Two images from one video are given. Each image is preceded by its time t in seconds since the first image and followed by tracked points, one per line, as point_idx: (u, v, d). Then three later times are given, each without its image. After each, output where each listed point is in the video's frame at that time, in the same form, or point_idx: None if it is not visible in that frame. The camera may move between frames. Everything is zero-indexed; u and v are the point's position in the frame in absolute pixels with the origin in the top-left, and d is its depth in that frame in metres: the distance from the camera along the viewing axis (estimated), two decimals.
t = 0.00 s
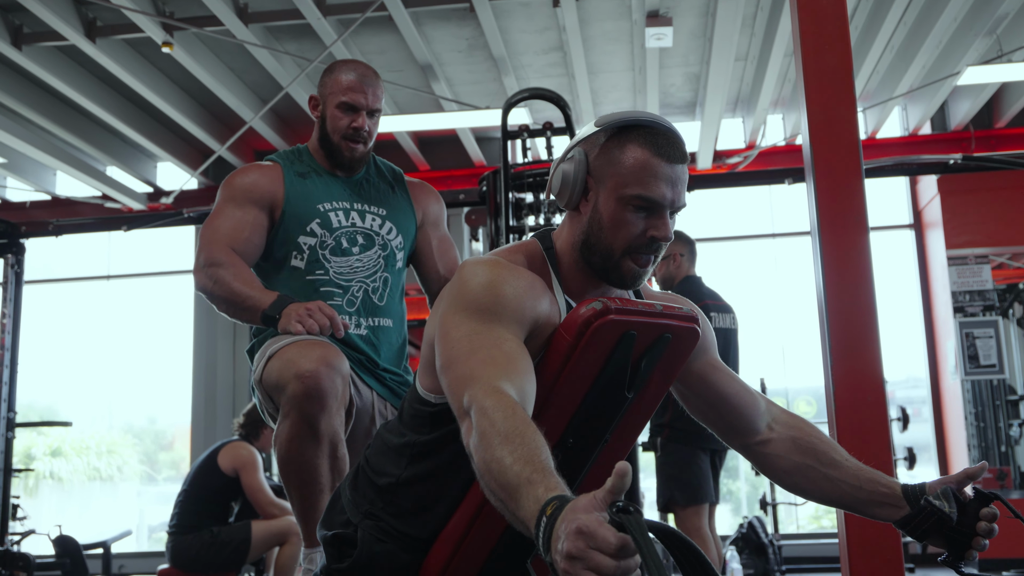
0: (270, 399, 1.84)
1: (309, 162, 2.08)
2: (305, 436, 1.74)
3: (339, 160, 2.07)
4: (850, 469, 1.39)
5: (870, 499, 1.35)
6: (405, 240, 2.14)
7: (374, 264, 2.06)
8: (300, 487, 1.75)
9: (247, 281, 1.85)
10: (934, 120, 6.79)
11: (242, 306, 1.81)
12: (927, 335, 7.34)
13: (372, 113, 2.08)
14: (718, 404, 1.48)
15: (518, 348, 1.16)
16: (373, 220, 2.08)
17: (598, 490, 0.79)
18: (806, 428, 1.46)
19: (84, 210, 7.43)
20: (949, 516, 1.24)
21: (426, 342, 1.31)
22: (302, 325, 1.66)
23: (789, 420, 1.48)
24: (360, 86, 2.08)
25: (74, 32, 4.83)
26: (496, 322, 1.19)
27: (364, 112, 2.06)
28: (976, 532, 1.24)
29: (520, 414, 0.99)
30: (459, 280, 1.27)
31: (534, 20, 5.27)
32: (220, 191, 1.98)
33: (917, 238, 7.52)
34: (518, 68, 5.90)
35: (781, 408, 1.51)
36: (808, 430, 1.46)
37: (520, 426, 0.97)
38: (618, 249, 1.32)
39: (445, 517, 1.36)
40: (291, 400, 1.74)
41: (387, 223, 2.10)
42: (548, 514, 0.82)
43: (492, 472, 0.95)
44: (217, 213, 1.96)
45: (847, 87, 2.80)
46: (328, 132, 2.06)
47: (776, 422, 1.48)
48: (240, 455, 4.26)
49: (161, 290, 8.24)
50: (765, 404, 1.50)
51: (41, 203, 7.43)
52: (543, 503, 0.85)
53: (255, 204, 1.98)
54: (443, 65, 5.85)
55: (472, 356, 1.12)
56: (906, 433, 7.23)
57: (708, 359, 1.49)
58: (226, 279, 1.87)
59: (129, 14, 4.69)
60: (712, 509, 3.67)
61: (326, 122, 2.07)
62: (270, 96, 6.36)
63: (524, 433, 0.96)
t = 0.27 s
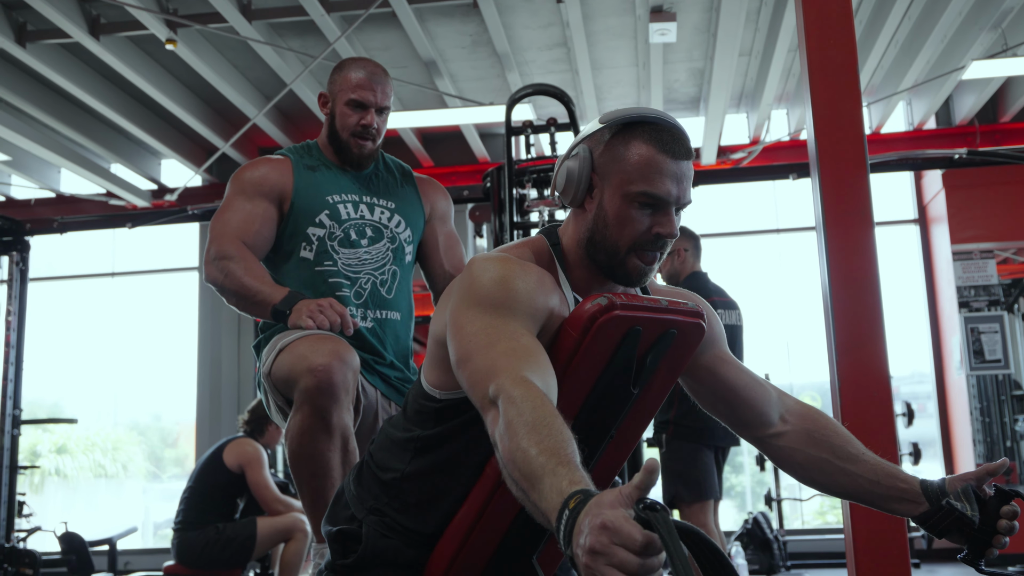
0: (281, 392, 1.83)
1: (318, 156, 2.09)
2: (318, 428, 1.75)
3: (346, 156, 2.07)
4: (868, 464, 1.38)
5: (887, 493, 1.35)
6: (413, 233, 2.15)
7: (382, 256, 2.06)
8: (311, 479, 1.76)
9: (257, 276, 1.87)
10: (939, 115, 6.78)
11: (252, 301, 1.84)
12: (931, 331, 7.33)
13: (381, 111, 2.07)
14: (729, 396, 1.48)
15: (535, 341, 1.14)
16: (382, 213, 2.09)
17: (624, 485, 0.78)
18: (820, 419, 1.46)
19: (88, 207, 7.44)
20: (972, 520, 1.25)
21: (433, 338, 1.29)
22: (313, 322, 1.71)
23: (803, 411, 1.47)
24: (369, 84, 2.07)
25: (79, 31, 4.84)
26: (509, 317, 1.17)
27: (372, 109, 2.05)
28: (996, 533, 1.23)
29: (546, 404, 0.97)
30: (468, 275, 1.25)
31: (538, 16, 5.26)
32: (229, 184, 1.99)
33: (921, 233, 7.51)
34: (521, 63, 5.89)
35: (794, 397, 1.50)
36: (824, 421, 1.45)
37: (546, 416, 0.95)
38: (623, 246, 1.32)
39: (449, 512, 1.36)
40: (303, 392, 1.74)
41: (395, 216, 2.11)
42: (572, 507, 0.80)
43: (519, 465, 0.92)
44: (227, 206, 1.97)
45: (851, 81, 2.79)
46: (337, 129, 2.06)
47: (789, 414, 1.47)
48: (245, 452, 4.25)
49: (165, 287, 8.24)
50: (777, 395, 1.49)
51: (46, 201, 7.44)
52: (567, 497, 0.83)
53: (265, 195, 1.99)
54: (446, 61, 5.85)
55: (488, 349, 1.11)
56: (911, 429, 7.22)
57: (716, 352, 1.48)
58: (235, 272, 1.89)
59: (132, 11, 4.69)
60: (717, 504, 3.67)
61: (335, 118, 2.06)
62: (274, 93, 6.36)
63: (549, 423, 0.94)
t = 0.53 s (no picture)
0: (286, 389, 1.83)
1: (325, 152, 2.09)
2: (321, 424, 1.75)
3: (353, 153, 2.08)
4: (883, 458, 1.37)
5: (902, 488, 1.34)
6: (420, 229, 2.15)
7: (390, 251, 2.06)
8: (316, 476, 1.75)
9: (265, 273, 1.87)
10: (943, 111, 6.76)
11: (259, 298, 1.84)
12: (935, 327, 7.33)
13: (386, 107, 2.09)
14: (738, 390, 1.48)
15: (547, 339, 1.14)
16: (389, 208, 2.09)
17: (641, 482, 0.77)
18: (832, 411, 1.45)
19: (92, 206, 7.45)
20: (988, 522, 1.26)
21: (439, 337, 1.29)
22: (317, 319, 1.70)
23: (813, 402, 1.46)
24: (374, 79, 2.09)
25: (83, 29, 4.84)
26: (517, 314, 1.17)
27: (378, 106, 2.07)
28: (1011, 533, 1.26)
29: (561, 400, 0.97)
30: (475, 274, 1.25)
31: (541, 13, 5.26)
32: (235, 179, 1.99)
33: (925, 230, 7.50)
34: (525, 61, 5.89)
35: (806, 388, 1.49)
36: (835, 412, 1.45)
37: (564, 412, 0.95)
38: (628, 244, 1.32)
39: (454, 510, 1.36)
40: (307, 388, 1.74)
41: (402, 212, 2.11)
42: (588, 504, 0.80)
43: (537, 461, 0.91)
44: (233, 201, 1.97)
45: (857, 77, 2.79)
46: (343, 125, 2.06)
47: (799, 406, 1.46)
48: (249, 449, 4.26)
49: (168, 286, 8.24)
50: (788, 386, 1.48)
51: (50, 199, 7.45)
52: (585, 492, 0.83)
53: (272, 191, 1.99)
54: (450, 58, 5.85)
55: (500, 346, 1.10)
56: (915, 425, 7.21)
57: (722, 347, 1.48)
58: (243, 269, 1.89)
59: (136, 9, 4.69)
60: (721, 500, 3.68)
61: (341, 115, 2.07)
62: (277, 91, 6.37)
63: (564, 418, 0.94)
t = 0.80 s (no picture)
0: (294, 388, 1.83)
1: (328, 150, 2.09)
2: (330, 424, 1.75)
3: (357, 150, 2.08)
4: (891, 454, 1.37)
5: (911, 484, 1.35)
6: (423, 230, 2.15)
7: (391, 253, 2.06)
8: (323, 475, 1.76)
9: (271, 273, 1.87)
10: (946, 109, 6.75)
11: (265, 298, 1.84)
12: (938, 325, 7.32)
13: (389, 103, 2.08)
14: (745, 383, 1.48)
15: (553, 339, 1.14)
16: (393, 209, 2.09)
17: (652, 483, 0.77)
18: (839, 405, 1.44)
19: (94, 205, 7.45)
20: (996, 528, 1.26)
21: (443, 337, 1.28)
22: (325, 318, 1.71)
23: (820, 396, 1.45)
24: (378, 76, 2.08)
25: (86, 28, 4.84)
26: (522, 314, 1.17)
27: (381, 102, 2.06)
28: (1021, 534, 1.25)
29: (568, 400, 0.97)
30: (479, 274, 1.24)
31: (544, 11, 5.26)
32: (241, 175, 2.00)
33: (929, 227, 7.48)
34: (527, 59, 5.88)
35: (813, 382, 1.49)
36: (844, 406, 1.44)
37: (572, 411, 0.95)
38: (631, 242, 1.32)
39: (459, 509, 1.36)
40: (316, 387, 1.74)
41: (406, 213, 2.11)
42: (598, 505, 0.80)
43: (548, 462, 0.91)
44: (238, 198, 1.97)
45: (860, 74, 2.79)
46: (347, 122, 2.06)
47: (807, 400, 1.46)
48: (252, 449, 4.28)
49: (170, 285, 8.25)
50: (795, 380, 1.48)
51: (53, 198, 7.45)
52: (594, 493, 0.83)
53: (277, 188, 1.99)
54: (453, 56, 5.84)
55: (506, 346, 1.10)
56: (918, 423, 7.21)
57: (727, 341, 1.49)
58: (252, 268, 1.90)
59: (139, 8, 4.70)
60: (724, 499, 3.67)
61: (345, 112, 2.07)
62: (280, 89, 6.36)
63: (572, 419, 0.94)
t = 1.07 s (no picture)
0: (302, 386, 1.82)
1: (330, 146, 2.09)
2: (339, 422, 1.75)
3: (359, 147, 2.07)
4: (897, 450, 1.37)
5: (918, 479, 1.35)
6: (422, 226, 2.13)
7: (392, 250, 2.06)
8: (330, 473, 1.76)
9: (280, 269, 1.89)
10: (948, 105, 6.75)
11: (276, 295, 1.87)
12: (941, 322, 7.32)
13: (392, 99, 2.07)
14: (749, 379, 1.48)
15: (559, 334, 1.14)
16: (391, 207, 2.08)
17: (662, 478, 0.77)
18: (845, 400, 1.44)
19: (97, 202, 7.46)
20: (1002, 529, 1.23)
21: (447, 332, 1.28)
22: (335, 316, 1.74)
23: (825, 392, 1.45)
24: (380, 71, 2.07)
25: (88, 25, 4.85)
26: (527, 309, 1.17)
27: (384, 97, 2.05)
28: None
29: (576, 395, 0.97)
30: (484, 269, 1.24)
31: (546, 7, 5.26)
32: (244, 171, 2.00)
33: (932, 224, 7.48)
34: (529, 55, 5.88)
35: (820, 376, 1.48)
36: (851, 402, 1.44)
37: (580, 406, 0.95)
38: (635, 238, 1.32)
39: (461, 505, 1.36)
40: (326, 385, 1.73)
41: (405, 210, 2.09)
42: (608, 499, 0.79)
43: (557, 456, 0.91)
44: (240, 195, 1.98)
45: (862, 69, 2.79)
46: (350, 117, 2.05)
47: (813, 395, 1.46)
48: (255, 445, 4.32)
49: (173, 282, 8.26)
50: (801, 375, 1.48)
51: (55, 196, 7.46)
52: (604, 487, 0.82)
53: (280, 184, 2.00)
54: (455, 53, 5.84)
55: (512, 341, 1.10)
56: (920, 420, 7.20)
57: (731, 337, 1.49)
58: (261, 264, 1.91)
59: (141, 4, 4.70)
60: (726, 494, 3.68)
61: (347, 107, 2.06)
62: (282, 87, 6.37)
63: (580, 414, 0.94)
